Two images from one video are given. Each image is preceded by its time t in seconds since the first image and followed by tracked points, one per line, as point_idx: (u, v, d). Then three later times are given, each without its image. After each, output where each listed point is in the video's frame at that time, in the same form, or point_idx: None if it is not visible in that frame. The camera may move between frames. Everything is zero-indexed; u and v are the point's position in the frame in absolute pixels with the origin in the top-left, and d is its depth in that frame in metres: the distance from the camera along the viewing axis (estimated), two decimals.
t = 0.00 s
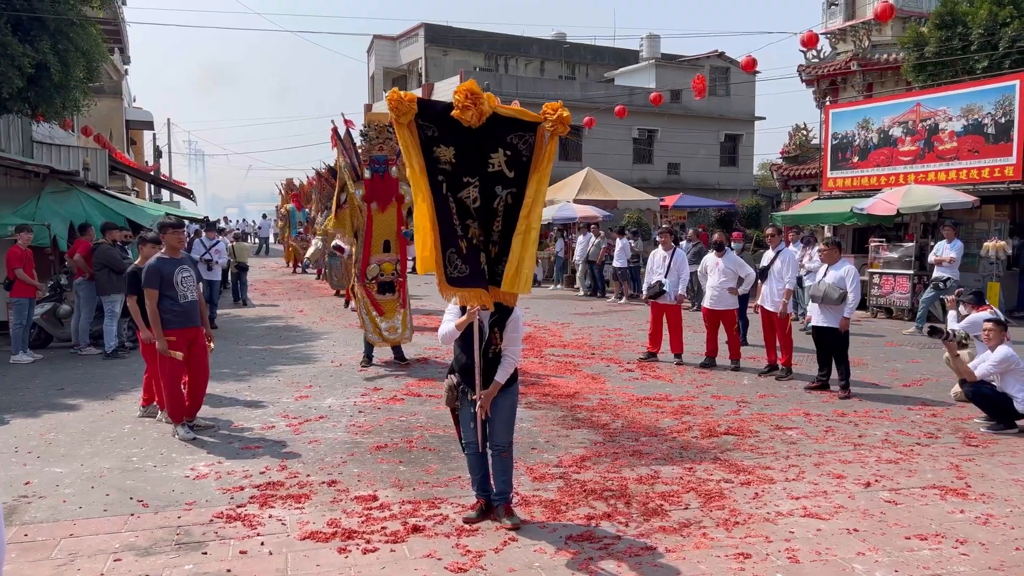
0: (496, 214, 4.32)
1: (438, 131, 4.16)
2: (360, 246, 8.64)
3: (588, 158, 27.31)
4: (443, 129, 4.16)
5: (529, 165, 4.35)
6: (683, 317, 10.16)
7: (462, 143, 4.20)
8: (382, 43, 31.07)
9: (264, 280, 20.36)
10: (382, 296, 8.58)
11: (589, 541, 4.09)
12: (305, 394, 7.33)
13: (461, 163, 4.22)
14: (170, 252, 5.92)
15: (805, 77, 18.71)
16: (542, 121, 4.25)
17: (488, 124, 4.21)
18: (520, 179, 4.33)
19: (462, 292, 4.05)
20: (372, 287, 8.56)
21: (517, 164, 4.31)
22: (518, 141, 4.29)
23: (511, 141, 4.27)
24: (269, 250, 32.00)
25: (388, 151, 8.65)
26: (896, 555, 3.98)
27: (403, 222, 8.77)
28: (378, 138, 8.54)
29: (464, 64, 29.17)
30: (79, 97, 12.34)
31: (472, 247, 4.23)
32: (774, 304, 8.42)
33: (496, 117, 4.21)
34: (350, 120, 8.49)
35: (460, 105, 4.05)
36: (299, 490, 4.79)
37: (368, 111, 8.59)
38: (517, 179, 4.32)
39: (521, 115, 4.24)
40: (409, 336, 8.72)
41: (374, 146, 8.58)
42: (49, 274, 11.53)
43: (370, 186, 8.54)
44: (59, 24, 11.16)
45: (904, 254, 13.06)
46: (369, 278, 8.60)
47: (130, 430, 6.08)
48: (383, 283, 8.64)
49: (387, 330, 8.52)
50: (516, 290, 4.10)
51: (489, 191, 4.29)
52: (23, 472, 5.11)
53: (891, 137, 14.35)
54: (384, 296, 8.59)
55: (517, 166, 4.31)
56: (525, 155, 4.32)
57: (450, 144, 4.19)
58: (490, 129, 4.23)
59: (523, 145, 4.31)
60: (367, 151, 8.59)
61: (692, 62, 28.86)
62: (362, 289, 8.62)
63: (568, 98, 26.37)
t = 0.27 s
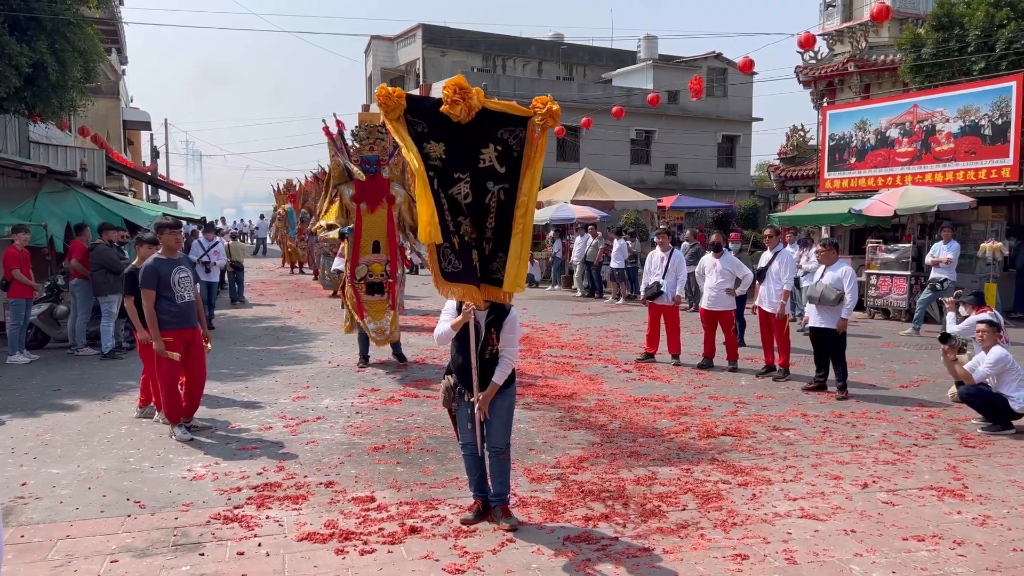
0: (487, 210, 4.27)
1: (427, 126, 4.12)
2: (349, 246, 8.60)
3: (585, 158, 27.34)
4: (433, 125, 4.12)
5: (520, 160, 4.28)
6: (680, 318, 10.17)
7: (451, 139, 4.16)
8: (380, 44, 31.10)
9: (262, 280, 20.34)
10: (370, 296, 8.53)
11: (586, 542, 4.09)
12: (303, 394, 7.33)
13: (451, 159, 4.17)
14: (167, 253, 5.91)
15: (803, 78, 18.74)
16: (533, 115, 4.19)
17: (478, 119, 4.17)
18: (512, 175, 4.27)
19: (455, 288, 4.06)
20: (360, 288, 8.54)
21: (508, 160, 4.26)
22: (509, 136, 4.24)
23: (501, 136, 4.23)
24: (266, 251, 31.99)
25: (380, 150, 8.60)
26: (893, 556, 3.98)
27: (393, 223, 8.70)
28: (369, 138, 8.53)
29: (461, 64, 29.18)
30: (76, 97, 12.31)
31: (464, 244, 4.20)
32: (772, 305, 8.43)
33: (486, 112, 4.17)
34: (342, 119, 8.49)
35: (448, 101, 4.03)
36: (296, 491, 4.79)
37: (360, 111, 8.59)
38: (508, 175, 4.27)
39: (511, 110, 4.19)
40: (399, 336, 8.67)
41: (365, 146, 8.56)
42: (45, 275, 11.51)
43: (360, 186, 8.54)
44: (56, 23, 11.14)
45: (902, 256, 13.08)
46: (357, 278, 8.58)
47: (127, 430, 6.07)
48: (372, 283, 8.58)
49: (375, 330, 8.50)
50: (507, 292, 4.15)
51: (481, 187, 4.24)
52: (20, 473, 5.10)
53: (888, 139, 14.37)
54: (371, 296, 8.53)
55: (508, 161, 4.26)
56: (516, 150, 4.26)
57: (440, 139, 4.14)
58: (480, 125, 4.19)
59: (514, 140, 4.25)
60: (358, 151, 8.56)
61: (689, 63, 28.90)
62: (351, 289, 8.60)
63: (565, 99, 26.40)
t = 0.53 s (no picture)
0: (482, 208, 4.33)
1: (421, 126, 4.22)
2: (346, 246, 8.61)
3: (583, 159, 27.33)
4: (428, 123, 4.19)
5: (513, 156, 4.40)
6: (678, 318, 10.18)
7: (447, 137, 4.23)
8: (378, 44, 31.12)
9: (260, 280, 20.33)
10: (364, 297, 8.57)
11: (585, 543, 4.09)
12: (300, 394, 7.32)
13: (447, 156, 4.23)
14: (165, 253, 5.90)
15: (800, 78, 18.76)
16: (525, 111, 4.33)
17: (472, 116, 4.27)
18: (505, 172, 4.38)
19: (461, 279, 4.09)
20: (355, 288, 8.59)
21: (501, 156, 4.36)
22: (502, 133, 4.36)
23: (495, 133, 4.33)
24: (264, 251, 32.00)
25: (376, 151, 8.58)
26: (891, 556, 3.98)
27: (389, 224, 8.66)
28: (364, 139, 8.56)
29: (459, 64, 29.17)
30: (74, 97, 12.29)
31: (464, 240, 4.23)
32: (769, 305, 8.44)
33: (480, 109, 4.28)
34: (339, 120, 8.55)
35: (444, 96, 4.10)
36: (294, 491, 4.78)
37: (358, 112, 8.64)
38: (501, 172, 4.37)
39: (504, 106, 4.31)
40: (395, 337, 8.69)
41: (360, 146, 8.56)
42: (43, 274, 11.48)
43: (355, 186, 8.57)
44: (53, 23, 11.12)
45: (899, 256, 13.10)
46: (352, 278, 8.63)
47: (124, 430, 6.07)
48: (366, 283, 8.61)
49: (368, 331, 8.54)
50: (506, 290, 4.17)
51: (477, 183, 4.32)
52: (17, 472, 5.09)
53: (886, 139, 14.39)
54: (366, 297, 8.57)
55: (501, 158, 4.36)
56: (509, 147, 4.38)
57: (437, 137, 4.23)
58: (474, 122, 4.28)
59: (506, 137, 4.37)
60: (353, 151, 8.56)
61: (687, 63, 28.92)
62: (347, 288, 8.67)
63: (564, 99, 26.42)
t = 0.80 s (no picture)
0: (485, 208, 4.27)
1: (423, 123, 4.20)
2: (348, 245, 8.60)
3: (581, 158, 27.33)
4: (428, 121, 4.18)
5: (517, 156, 4.34)
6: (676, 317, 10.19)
7: (448, 135, 4.20)
8: (376, 42, 31.10)
9: (257, 279, 20.31)
10: (368, 295, 8.51)
11: (582, 541, 4.10)
12: (298, 393, 7.32)
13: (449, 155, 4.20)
14: (163, 251, 5.90)
15: (798, 77, 18.77)
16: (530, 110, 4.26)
17: (475, 114, 4.23)
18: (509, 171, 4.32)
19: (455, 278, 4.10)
20: (359, 287, 8.54)
21: (504, 156, 4.30)
22: (505, 131, 4.31)
23: (498, 131, 4.29)
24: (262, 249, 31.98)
25: (376, 149, 8.59)
26: (887, 555, 3.99)
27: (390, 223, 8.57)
28: (362, 137, 8.54)
29: (457, 63, 29.15)
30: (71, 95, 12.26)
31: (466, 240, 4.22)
32: (767, 304, 8.44)
33: (483, 107, 4.23)
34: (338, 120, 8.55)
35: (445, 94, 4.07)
36: (291, 489, 4.78)
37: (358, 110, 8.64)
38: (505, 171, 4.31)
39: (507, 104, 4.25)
40: (400, 336, 8.66)
41: (359, 145, 8.56)
42: (40, 272, 11.46)
43: (356, 185, 8.52)
44: (50, 20, 11.09)
45: (896, 255, 13.11)
46: (356, 277, 8.58)
47: (122, 429, 6.06)
48: (370, 282, 8.55)
49: (373, 330, 8.49)
50: (511, 290, 4.17)
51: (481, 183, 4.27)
52: (14, 471, 5.08)
53: (883, 139, 14.40)
54: (371, 296, 8.51)
55: (505, 157, 4.30)
56: (513, 147, 4.32)
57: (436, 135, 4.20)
58: (476, 121, 4.25)
59: (510, 136, 4.31)
60: (353, 151, 8.58)
61: (685, 62, 28.92)
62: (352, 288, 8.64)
63: (561, 98, 26.42)
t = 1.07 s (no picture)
0: (499, 185, 4.27)
1: (435, 96, 4.11)
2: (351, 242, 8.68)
3: (578, 154, 27.33)
4: (440, 94, 4.11)
5: (532, 132, 4.34)
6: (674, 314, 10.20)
7: (460, 109, 4.15)
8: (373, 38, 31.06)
9: (254, 275, 20.30)
10: (373, 292, 8.52)
11: (579, 537, 4.11)
12: (295, 389, 7.31)
13: (461, 130, 4.15)
14: (160, 247, 5.88)
15: (795, 74, 18.78)
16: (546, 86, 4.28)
17: (489, 89, 4.20)
18: (523, 148, 4.32)
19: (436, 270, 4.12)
20: (363, 284, 8.54)
21: (519, 132, 4.29)
22: (520, 107, 4.29)
23: (514, 107, 4.26)
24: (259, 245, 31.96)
25: (375, 146, 8.54)
26: (883, 550, 4.01)
27: (391, 219, 8.60)
28: (361, 134, 8.51)
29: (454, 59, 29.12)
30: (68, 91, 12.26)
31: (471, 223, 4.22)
32: (763, 301, 8.46)
33: (497, 81, 4.21)
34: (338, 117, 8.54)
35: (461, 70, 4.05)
36: (288, 485, 4.79)
37: (356, 108, 8.64)
38: (520, 148, 4.31)
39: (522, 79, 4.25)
40: (406, 332, 8.71)
41: (359, 142, 8.52)
42: (36, 269, 11.44)
43: (357, 181, 8.52)
44: (46, 16, 11.11)
45: (893, 252, 13.15)
46: (360, 274, 8.59)
47: (119, 424, 6.06)
48: (374, 279, 8.57)
49: (379, 326, 8.56)
50: (530, 276, 4.21)
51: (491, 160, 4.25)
52: (11, 467, 5.08)
53: (880, 135, 14.42)
54: (376, 292, 8.53)
55: (519, 133, 4.29)
56: (528, 122, 4.31)
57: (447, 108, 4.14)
58: (492, 94, 4.22)
59: (525, 112, 4.30)
60: (353, 148, 8.54)
61: (682, 58, 28.91)
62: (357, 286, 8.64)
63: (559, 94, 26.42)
